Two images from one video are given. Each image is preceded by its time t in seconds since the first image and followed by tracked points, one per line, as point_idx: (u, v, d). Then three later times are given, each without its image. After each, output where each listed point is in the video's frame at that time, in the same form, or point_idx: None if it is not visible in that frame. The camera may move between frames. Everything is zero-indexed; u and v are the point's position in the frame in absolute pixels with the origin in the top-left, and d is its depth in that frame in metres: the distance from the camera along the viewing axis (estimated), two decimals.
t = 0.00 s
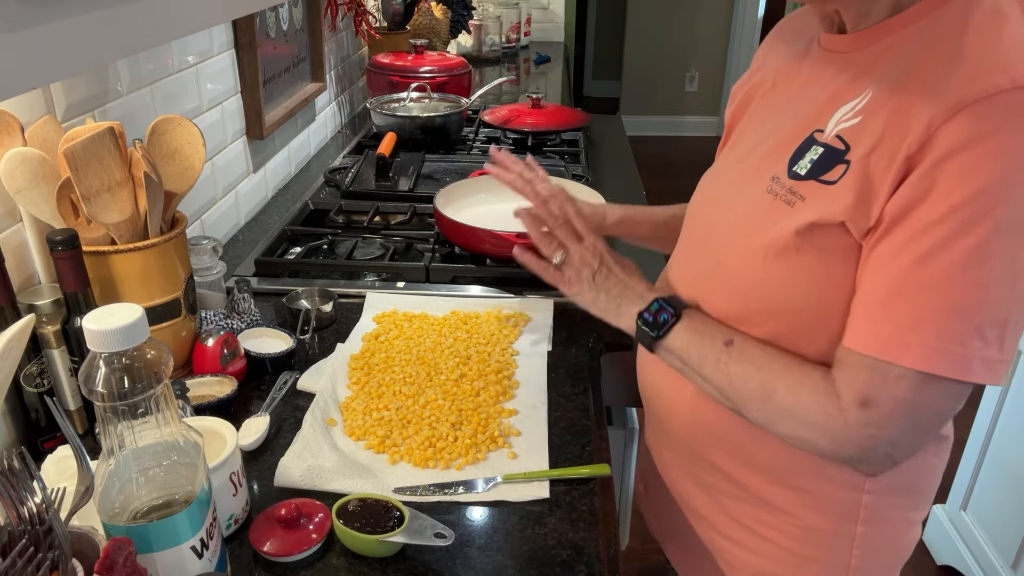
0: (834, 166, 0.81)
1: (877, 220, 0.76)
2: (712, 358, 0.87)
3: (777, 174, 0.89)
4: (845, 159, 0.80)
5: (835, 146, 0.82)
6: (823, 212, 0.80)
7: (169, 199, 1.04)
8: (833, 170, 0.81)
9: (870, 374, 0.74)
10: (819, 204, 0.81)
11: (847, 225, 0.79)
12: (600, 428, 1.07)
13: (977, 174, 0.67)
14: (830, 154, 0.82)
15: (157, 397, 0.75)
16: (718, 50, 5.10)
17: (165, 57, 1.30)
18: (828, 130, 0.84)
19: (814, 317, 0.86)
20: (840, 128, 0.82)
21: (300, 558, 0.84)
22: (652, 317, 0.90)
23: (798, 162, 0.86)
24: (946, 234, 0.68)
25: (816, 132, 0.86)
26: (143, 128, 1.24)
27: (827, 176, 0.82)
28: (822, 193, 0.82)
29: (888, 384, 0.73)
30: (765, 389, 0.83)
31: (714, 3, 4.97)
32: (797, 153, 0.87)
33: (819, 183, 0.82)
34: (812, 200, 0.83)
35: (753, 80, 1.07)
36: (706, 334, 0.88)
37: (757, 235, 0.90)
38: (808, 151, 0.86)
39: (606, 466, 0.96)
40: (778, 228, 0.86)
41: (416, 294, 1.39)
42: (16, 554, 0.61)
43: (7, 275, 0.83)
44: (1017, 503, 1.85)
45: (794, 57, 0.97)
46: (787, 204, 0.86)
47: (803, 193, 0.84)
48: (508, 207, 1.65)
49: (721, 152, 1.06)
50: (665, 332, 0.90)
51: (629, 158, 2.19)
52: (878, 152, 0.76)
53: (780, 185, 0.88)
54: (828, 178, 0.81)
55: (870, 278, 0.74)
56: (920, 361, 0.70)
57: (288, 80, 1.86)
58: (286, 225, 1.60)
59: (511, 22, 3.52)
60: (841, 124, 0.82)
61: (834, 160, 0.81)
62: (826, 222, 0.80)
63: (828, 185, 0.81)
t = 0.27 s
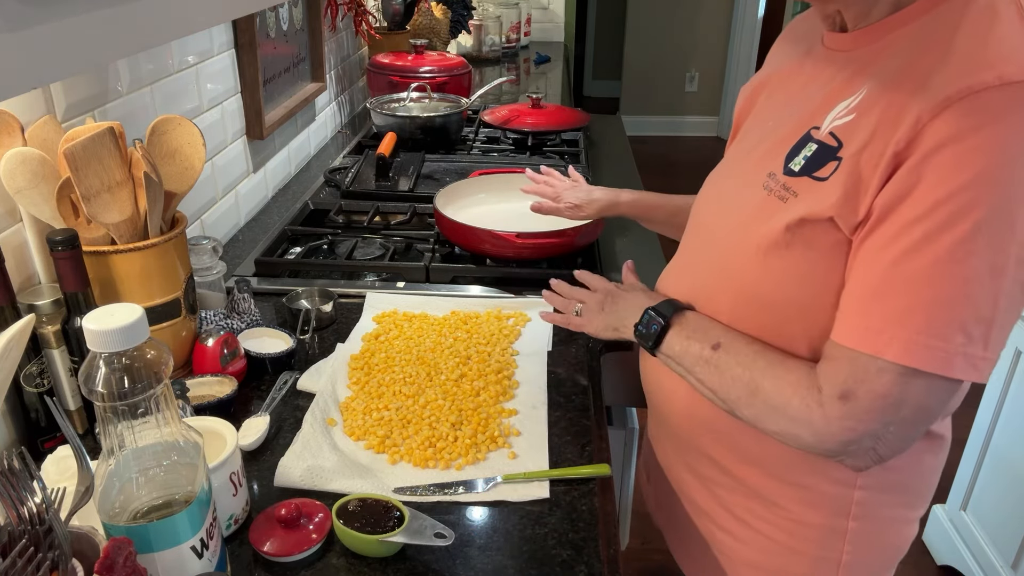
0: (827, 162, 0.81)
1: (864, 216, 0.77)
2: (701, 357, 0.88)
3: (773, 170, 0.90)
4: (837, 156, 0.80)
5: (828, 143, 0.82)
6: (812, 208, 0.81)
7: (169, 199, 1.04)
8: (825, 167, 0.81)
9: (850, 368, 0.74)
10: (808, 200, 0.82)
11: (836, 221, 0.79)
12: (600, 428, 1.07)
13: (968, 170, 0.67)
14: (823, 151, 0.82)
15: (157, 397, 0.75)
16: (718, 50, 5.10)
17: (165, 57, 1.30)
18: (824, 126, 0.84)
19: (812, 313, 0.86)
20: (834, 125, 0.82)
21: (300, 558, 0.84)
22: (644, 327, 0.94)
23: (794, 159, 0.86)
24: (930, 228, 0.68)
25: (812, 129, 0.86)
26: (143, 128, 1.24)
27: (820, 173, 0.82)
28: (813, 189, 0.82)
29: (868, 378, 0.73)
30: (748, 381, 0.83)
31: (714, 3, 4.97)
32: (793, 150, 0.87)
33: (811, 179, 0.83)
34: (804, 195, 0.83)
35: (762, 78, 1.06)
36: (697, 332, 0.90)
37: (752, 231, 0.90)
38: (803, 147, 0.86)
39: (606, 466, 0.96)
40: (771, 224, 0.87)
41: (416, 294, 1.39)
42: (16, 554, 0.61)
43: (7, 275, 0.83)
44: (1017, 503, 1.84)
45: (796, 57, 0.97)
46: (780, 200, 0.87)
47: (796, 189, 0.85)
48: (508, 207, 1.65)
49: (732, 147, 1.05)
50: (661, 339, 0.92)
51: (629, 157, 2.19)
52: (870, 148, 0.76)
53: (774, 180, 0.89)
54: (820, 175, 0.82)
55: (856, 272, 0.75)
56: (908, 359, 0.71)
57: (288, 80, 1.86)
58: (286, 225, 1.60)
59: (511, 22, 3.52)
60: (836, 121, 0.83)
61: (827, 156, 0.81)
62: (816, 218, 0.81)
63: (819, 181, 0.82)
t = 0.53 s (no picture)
0: (829, 164, 0.81)
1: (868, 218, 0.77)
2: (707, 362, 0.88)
3: (775, 171, 0.89)
4: (840, 157, 0.80)
5: (831, 145, 0.82)
6: (815, 209, 0.81)
7: (169, 199, 1.04)
8: (828, 169, 0.81)
9: (859, 373, 0.74)
10: (811, 203, 0.82)
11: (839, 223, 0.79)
12: (600, 428, 1.07)
13: (970, 173, 0.67)
14: (826, 153, 0.82)
15: (157, 397, 0.75)
16: (718, 50, 5.10)
17: (165, 57, 1.30)
18: (825, 128, 0.84)
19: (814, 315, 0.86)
20: (836, 127, 0.82)
21: (300, 558, 0.84)
22: (649, 331, 0.93)
23: (795, 160, 0.87)
24: (934, 231, 0.69)
25: (813, 130, 0.86)
26: (143, 128, 1.24)
27: (822, 175, 0.82)
28: (816, 191, 0.82)
29: (878, 381, 0.73)
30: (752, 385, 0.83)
31: (714, 3, 4.97)
32: (795, 151, 0.87)
33: (815, 180, 0.82)
34: (807, 198, 0.83)
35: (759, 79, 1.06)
36: (701, 336, 0.90)
37: (753, 234, 0.90)
38: (805, 149, 0.86)
39: (606, 466, 0.96)
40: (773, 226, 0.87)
41: (416, 294, 1.39)
42: (16, 553, 0.61)
43: (7, 275, 0.83)
44: (1017, 503, 1.85)
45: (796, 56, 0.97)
46: (782, 202, 0.87)
47: (799, 191, 0.85)
48: (508, 206, 1.65)
49: (730, 148, 1.05)
50: (665, 344, 0.92)
51: (629, 158, 2.19)
52: (874, 149, 0.76)
53: (777, 182, 0.89)
54: (824, 176, 0.82)
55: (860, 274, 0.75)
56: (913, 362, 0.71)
57: (288, 80, 1.86)
58: (286, 225, 1.60)
59: (511, 22, 3.52)
60: (837, 122, 0.83)
61: (830, 158, 0.81)
62: (818, 220, 0.81)
63: (822, 183, 0.82)
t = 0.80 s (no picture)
0: (844, 170, 0.81)
1: (889, 226, 0.76)
2: (736, 394, 0.86)
3: (783, 178, 0.89)
4: (855, 162, 0.80)
5: (844, 150, 0.82)
6: (833, 217, 0.80)
7: (169, 199, 1.04)
8: (843, 175, 0.81)
9: (905, 389, 0.74)
10: (830, 211, 0.81)
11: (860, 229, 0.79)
12: (601, 428, 1.07)
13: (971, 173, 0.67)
14: (839, 158, 0.82)
15: (157, 397, 0.75)
16: (718, 50, 5.10)
17: (165, 57, 1.30)
18: (835, 133, 0.84)
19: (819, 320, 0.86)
20: (847, 132, 0.82)
21: (300, 558, 0.84)
22: (666, 370, 0.88)
23: (806, 166, 0.86)
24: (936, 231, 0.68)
25: (822, 134, 0.86)
26: (143, 128, 1.24)
27: (838, 181, 0.81)
28: (834, 198, 0.81)
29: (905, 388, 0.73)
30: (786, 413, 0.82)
31: (715, 3, 4.97)
32: (804, 156, 0.87)
33: (830, 187, 0.82)
34: (824, 204, 0.82)
35: (746, 81, 1.06)
36: (725, 368, 0.87)
37: (763, 245, 0.89)
38: (816, 154, 0.85)
39: (606, 466, 0.96)
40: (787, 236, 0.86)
41: (416, 294, 1.39)
42: (16, 553, 0.61)
43: (7, 275, 0.83)
44: (1017, 503, 1.85)
45: (796, 57, 0.97)
46: (796, 209, 0.86)
47: (814, 198, 0.84)
48: (508, 206, 1.65)
49: (722, 154, 1.06)
50: (685, 380, 0.88)
51: (629, 158, 2.19)
52: (888, 154, 0.76)
53: (787, 189, 0.88)
54: (839, 183, 0.81)
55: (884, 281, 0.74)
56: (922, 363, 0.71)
57: (288, 80, 1.86)
58: (286, 225, 1.60)
59: (511, 22, 3.52)
60: (848, 128, 0.82)
61: (844, 164, 0.81)
62: (838, 227, 0.80)
63: (838, 190, 0.81)
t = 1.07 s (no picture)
0: (858, 176, 0.78)
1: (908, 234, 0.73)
2: (758, 494, 0.79)
3: (792, 186, 0.86)
4: (868, 168, 0.77)
5: (855, 155, 0.79)
6: (847, 226, 0.78)
7: (169, 199, 1.04)
8: (856, 181, 0.78)
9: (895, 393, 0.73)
10: (843, 220, 0.79)
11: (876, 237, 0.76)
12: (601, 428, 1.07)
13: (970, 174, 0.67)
14: (850, 165, 0.79)
15: (157, 397, 0.75)
16: (718, 50, 5.10)
17: (165, 57, 1.30)
18: (844, 139, 0.82)
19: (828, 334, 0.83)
20: (858, 137, 0.80)
21: (300, 558, 0.84)
22: (678, 507, 0.82)
23: (815, 173, 0.84)
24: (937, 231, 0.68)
25: (829, 140, 0.84)
26: (143, 128, 1.24)
27: (850, 188, 0.79)
28: (846, 206, 0.79)
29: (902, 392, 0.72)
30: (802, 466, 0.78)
31: (715, 4, 4.97)
32: (811, 163, 0.85)
33: (842, 195, 0.80)
34: (837, 212, 0.80)
35: (741, 81, 1.06)
36: (738, 480, 0.80)
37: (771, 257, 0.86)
38: (824, 161, 0.83)
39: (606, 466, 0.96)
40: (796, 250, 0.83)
41: (416, 294, 1.39)
42: (16, 553, 0.61)
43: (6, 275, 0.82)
44: (1017, 503, 1.84)
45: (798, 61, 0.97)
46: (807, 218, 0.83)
47: (825, 206, 0.81)
48: (508, 207, 1.65)
49: (718, 161, 1.05)
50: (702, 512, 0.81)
51: (629, 158, 2.19)
52: (892, 153, 0.74)
53: (797, 198, 0.85)
54: (851, 189, 0.79)
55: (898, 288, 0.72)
56: (932, 371, 0.69)
57: (288, 80, 1.86)
58: (285, 225, 1.60)
59: (511, 22, 3.52)
60: (859, 133, 0.80)
61: (856, 170, 0.79)
62: (855, 234, 0.77)
63: (852, 198, 0.78)
